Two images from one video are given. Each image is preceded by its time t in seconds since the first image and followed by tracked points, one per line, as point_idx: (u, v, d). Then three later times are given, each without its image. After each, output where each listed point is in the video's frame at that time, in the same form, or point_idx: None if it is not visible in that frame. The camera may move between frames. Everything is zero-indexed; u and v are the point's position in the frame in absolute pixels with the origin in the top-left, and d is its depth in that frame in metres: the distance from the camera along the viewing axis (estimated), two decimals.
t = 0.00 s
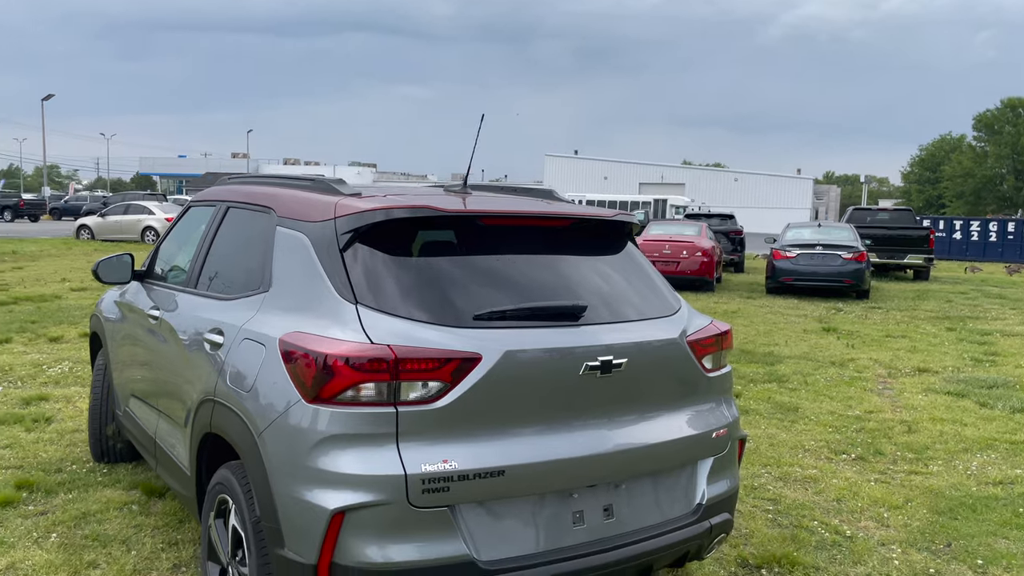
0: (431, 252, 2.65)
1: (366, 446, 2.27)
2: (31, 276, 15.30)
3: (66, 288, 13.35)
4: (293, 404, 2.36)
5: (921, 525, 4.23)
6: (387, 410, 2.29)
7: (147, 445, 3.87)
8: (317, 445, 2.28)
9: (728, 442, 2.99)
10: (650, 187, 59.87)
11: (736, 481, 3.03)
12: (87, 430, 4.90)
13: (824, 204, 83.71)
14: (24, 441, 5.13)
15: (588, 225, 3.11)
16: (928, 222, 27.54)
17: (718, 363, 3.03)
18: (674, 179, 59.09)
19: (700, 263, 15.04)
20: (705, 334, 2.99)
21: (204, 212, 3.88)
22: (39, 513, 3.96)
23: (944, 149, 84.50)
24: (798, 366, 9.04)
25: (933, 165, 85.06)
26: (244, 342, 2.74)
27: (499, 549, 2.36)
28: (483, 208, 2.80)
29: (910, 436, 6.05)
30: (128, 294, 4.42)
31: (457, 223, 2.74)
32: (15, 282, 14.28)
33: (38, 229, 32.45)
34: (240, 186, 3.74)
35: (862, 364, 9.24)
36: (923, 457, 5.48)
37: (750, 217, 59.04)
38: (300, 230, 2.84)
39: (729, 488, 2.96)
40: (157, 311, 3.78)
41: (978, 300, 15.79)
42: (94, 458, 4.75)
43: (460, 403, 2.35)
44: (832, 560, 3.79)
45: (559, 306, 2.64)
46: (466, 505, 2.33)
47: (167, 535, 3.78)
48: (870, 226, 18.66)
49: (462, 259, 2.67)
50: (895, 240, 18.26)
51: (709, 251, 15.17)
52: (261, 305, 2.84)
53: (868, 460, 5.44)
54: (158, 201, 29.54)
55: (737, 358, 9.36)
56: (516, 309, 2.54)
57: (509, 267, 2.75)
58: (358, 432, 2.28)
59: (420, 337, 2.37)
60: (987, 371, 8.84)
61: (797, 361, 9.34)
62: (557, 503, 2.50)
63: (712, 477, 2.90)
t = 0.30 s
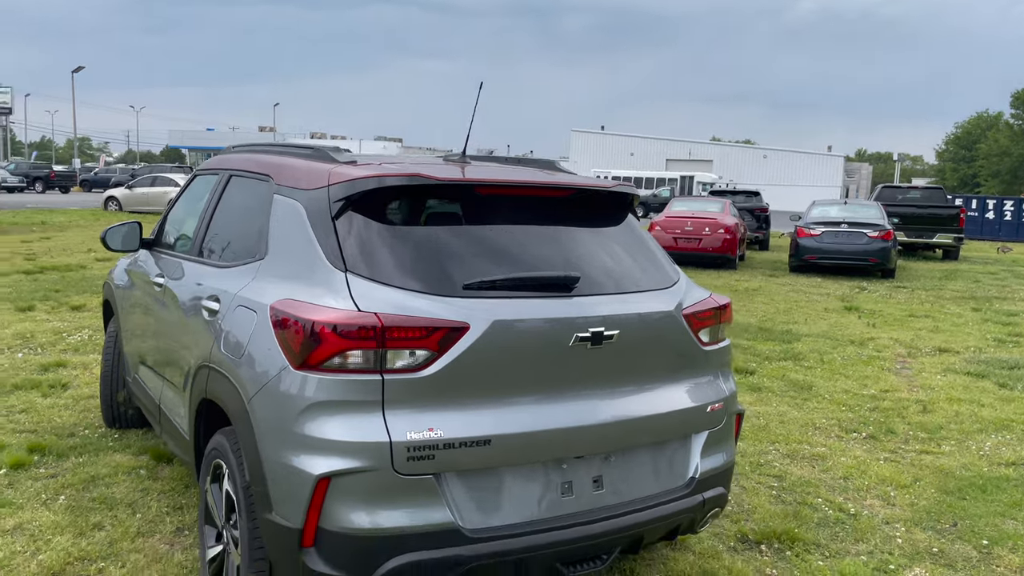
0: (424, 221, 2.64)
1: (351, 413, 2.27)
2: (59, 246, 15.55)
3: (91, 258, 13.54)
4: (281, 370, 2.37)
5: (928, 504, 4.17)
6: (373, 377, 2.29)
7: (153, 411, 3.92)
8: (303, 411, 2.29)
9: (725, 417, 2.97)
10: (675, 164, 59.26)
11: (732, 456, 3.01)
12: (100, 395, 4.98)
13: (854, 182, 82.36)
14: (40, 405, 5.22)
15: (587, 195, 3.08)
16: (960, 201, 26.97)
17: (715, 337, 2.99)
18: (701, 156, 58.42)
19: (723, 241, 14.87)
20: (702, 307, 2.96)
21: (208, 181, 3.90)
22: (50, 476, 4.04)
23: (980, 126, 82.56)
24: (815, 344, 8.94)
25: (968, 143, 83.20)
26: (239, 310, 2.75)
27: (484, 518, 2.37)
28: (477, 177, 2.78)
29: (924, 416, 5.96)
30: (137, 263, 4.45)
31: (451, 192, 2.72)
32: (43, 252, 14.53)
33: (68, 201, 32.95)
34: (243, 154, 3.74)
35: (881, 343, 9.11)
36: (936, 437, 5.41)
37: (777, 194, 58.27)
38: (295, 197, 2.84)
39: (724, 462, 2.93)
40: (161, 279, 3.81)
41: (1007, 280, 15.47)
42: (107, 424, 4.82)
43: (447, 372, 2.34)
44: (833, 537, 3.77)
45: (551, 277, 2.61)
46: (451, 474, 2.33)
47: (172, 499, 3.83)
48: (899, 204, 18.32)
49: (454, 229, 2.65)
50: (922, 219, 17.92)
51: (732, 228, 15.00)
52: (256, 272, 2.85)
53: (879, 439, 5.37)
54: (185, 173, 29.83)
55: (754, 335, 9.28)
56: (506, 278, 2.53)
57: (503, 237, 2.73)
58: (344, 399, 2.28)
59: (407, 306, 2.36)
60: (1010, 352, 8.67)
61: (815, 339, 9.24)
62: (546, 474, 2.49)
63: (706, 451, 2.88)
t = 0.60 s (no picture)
0: (418, 184, 2.63)
1: (340, 373, 2.29)
2: (88, 214, 15.77)
3: (118, 226, 13.71)
4: (273, 331, 2.40)
5: (937, 477, 4.12)
6: (361, 338, 2.30)
7: (162, 372, 3.98)
8: (292, 371, 2.32)
9: (722, 384, 2.96)
10: (704, 135, 58.44)
11: (729, 423, 3.01)
12: (116, 358, 5.07)
13: (889, 154, 80.64)
14: (59, 367, 5.33)
15: (586, 160, 3.04)
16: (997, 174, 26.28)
17: (714, 304, 2.98)
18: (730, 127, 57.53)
19: (748, 213, 14.69)
20: (701, 274, 2.93)
21: (215, 146, 3.91)
22: (64, 435, 4.13)
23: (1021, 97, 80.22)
24: (836, 317, 8.82)
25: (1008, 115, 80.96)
26: (236, 272, 2.78)
27: (473, 480, 2.40)
28: (473, 140, 2.76)
29: (942, 389, 5.88)
30: (148, 227, 4.49)
31: (445, 155, 2.71)
32: (72, 219, 14.74)
33: (99, 170, 33.38)
34: (248, 119, 3.75)
35: (904, 317, 8.96)
36: (952, 410, 5.33)
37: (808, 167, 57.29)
38: (292, 160, 2.84)
39: (720, 430, 2.94)
40: (169, 243, 3.85)
41: None
42: (123, 385, 4.91)
43: (435, 334, 2.35)
44: (837, 508, 3.74)
45: (544, 241, 2.60)
46: (439, 435, 2.35)
47: (182, 459, 3.90)
48: (932, 176, 17.90)
49: (447, 192, 2.64)
50: (955, 192, 17.51)
51: (758, 200, 14.79)
52: (254, 235, 2.87)
53: (893, 412, 5.30)
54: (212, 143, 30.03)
55: (774, 308, 9.18)
56: (498, 242, 2.51)
57: (498, 200, 2.71)
58: (333, 360, 2.29)
59: (397, 268, 2.36)
60: None
61: (836, 312, 9.11)
62: (536, 437, 2.51)
63: (702, 419, 2.89)
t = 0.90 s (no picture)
0: (421, 155, 2.62)
1: (341, 342, 2.31)
2: (112, 188, 15.93)
3: (142, 200, 13.85)
4: (277, 301, 2.42)
5: (951, 453, 4.09)
6: (363, 308, 2.31)
7: (177, 343, 4.03)
8: (295, 339, 2.34)
9: (728, 356, 2.95)
10: (729, 109, 57.65)
11: (736, 396, 3.00)
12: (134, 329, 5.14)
13: (919, 129, 79.17)
14: (80, 338, 5.42)
15: (593, 131, 3.01)
16: None
17: (721, 276, 2.95)
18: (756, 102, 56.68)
19: (771, 188, 14.51)
20: (708, 246, 2.91)
21: (227, 118, 3.93)
22: (83, 404, 4.21)
23: None
24: (857, 293, 8.71)
25: None
26: (243, 242, 2.80)
27: (474, 449, 2.42)
28: (478, 110, 2.74)
29: (961, 366, 5.80)
30: (163, 199, 4.52)
31: (449, 125, 2.69)
32: (96, 194, 14.89)
33: (124, 146, 33.70)
34: (258, 91, 3.75)
35: (927, 293, 8.83)
36: (970, 387, 5.26)
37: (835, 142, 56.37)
38: (298, 131, 2.84)
39: (726, 402, 2.93)
40: (182, 214, 3.88)
41: None
42: (141, 356, 4.98)
43: (436, 304, 2.35)
44: (847, 482, 3.73)
45: (547, 212, 2.58)
46: (440, 404, 2.37)
47: (196, 428, 3.96)
48: (962, 151, 17.55)
49: (450, 163, 2.63)
50: (985, 167, 17.16)
51: (782, 175, 14.60)
52: (261, 206, 2.88)
53: (910, 387, 5.24)
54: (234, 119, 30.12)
55: (795, 283, 9.09)
56: (501, 213, 2.50)
57: (502, 172, 2.70)
58: (335, 329, 2.31)
59: (398, 239, 2.37)
60: None
61: (857, 288, 9.00)
62: (538, 407, 2.52)
63: (707, 391, 2.87)
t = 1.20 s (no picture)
0: (430, 143, 2.63)
1: (351, 330, 2.33)
2: (129, 178, 16.04)
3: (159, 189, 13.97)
4: (288, 288, 2.45)
5: (964, 439, 4.07)
6: (372, 296, 2.34)
7: (192, 330, 4.07)
8: (306, 326, 2.37)
9: (738, 343, 2.95)
10: (745, 95, 57.16)
11: (745, 382, 3.01)
12: (151, 317, 5.20)
13: (938, 113, 78.18)
14: (98, 326, 5.50)
15: (602, 118, 3.00)
16: None
17: (730, 263, 2.95)
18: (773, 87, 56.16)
19: (787, 174, 14.41)
20: (717, 233, 2.91)
21: (239, 107, 3.95)
22: (101, 391, 4.27)
23: None
24: (872, 280, 8.65)
25: None
26: (254, 230, 2.83)
27: (482, 434, 2.44)
28: (486, 97, 2.74)
29: (976, 352, 5.76)
30: (178, 188, 4.56)
31: (457, 113, 2.70)
32: (113, 184, 15.00)
33: (141, 135, 33.96)
34: (270, 79, 3.77)
35: (943, 279, 8.75)
36: (985, 373, 5.23)
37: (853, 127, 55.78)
38: (308, 120, 2.86)
39: (735, 388, 2.94)
40: (196, 203, 3.92)
41: None
42: (157, 343, 5.04)
43: (445, 291, 2.37)
44: (859, 469, 3.73)
45: (555, 199, 2.59)
46: (449, 390, 2.39)
47: (212, 414, 4.01)
48: (981, 135, 17.32)
49: (459, 150, 2.64)
50: (1005, 152, 16.93)
51: (797, 161, 14.49)
52: (272, 195, 2.91)
53: (924, 374, 5.22)
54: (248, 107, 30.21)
55: (809, 270, 9.04)
56: (509, 200, 2.51)
57: (511, 159, 2.71)
58: (344, 316, 2.33)
59: (406, 227, 2.39)
60: None
61: (873, 275, 8.94)
62: (546, 393, 2.54)
63: (716, 377, 2.88)
